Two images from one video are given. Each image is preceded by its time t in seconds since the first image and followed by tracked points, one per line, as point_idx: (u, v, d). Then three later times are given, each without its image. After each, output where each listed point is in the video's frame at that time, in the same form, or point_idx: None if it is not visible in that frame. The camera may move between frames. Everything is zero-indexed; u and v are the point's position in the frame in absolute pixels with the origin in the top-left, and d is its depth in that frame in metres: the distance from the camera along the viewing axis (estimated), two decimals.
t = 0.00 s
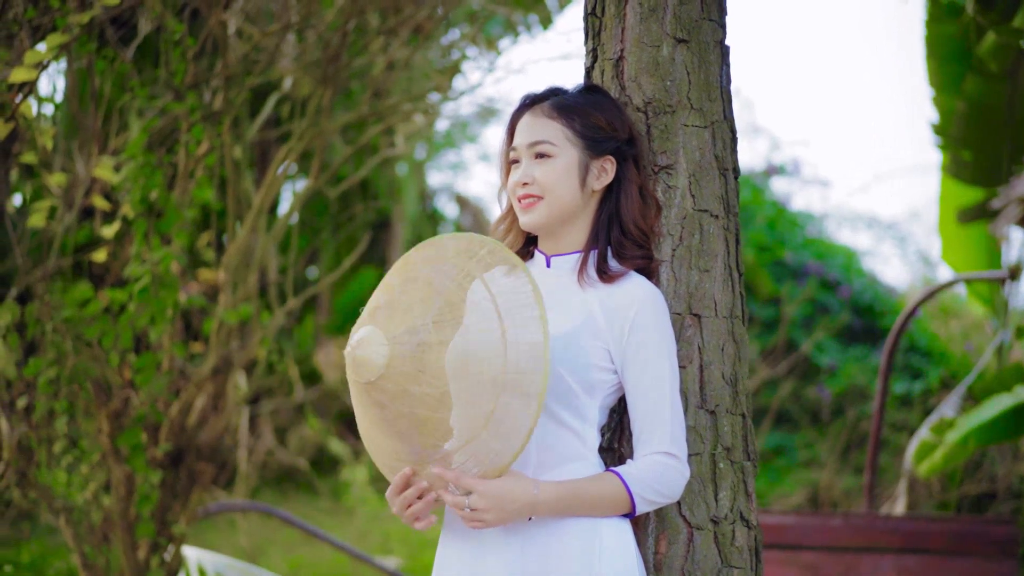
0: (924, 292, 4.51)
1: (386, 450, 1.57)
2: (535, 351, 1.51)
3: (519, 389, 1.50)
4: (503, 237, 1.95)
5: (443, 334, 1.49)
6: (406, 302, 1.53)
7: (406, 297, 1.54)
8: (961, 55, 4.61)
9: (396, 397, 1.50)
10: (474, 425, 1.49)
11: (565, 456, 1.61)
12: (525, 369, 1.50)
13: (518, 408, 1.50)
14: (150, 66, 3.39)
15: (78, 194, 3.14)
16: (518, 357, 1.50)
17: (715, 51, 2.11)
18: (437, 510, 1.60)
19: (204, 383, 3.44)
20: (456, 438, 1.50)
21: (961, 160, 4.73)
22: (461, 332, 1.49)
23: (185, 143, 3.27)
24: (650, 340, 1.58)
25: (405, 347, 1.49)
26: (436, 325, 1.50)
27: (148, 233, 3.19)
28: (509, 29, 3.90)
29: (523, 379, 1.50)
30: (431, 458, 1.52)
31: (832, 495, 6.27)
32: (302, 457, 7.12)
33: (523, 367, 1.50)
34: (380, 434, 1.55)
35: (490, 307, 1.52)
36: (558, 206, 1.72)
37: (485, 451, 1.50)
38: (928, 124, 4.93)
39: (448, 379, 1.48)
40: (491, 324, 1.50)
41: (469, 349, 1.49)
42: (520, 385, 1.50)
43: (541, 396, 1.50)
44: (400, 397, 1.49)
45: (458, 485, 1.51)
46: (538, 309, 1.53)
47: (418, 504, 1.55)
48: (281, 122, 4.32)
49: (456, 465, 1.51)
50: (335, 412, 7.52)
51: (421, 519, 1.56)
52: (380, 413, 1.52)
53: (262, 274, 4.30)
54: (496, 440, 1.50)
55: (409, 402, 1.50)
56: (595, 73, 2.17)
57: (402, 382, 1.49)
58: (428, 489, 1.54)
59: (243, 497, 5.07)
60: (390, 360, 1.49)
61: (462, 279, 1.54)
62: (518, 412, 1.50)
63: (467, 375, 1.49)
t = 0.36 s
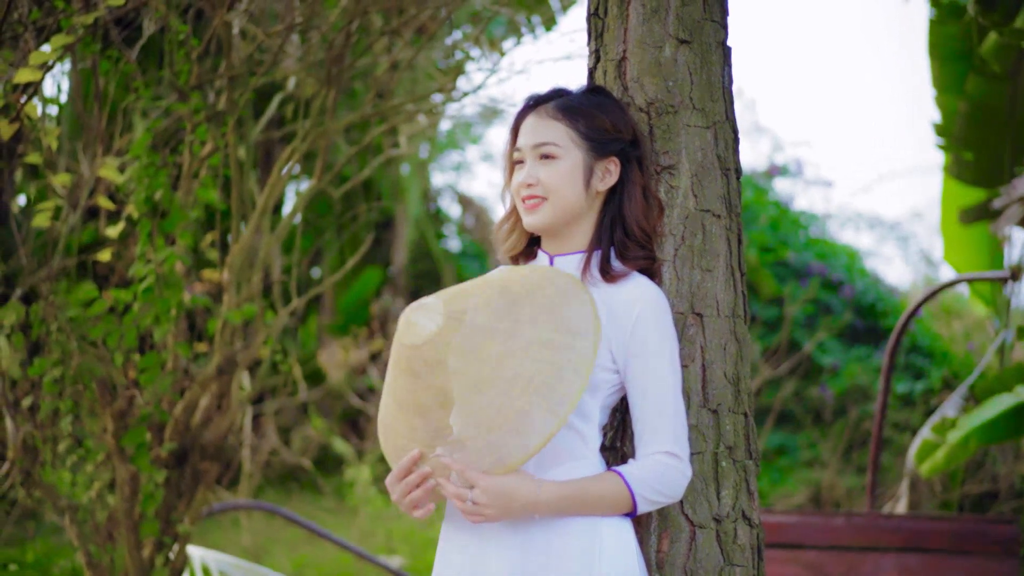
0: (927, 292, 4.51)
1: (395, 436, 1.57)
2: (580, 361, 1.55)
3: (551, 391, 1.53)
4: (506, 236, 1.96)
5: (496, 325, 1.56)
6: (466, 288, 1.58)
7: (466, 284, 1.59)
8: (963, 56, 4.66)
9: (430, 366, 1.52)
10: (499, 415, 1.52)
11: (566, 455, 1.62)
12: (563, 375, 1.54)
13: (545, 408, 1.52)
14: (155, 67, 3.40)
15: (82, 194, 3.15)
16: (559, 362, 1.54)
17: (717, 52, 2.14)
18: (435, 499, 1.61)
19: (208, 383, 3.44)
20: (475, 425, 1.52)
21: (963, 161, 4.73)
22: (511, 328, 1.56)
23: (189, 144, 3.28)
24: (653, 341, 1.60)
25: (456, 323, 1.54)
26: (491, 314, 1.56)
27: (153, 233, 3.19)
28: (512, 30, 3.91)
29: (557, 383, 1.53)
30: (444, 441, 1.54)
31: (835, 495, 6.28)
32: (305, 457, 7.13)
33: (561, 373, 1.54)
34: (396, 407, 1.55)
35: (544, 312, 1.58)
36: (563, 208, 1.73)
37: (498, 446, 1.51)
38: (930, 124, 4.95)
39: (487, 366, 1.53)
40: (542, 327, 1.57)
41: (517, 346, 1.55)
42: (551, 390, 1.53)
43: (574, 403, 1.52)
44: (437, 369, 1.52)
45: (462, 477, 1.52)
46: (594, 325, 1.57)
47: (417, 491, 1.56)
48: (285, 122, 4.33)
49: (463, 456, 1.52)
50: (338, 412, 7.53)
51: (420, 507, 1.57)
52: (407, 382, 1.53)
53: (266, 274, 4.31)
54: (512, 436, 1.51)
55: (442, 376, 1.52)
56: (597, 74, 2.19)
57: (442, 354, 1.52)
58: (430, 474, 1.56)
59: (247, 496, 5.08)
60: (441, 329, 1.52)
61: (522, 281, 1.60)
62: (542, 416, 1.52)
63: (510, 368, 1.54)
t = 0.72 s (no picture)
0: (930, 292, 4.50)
1: (396, 436, 1.59)
2: (581, 361, 1.55)
3: (550, 391, 1.53)
4: (509, 237, 1.97)
5: (497, 325, 1.57)
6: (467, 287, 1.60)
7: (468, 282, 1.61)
8: (964, 55, 4.66)
9: (429, 365, 1.54)
10: (498, 414, 1.52)
11: (567, 453, 1.62)
12: (563, 374, 1.54)
13: (545, 407, 1.52)
14: (157, 67, 3.41)
15: (85, 194, 3.16)
16: (559, 361, 1.55)
17: (719, 52, 2.21)
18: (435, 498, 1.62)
19: (211, 383, 3.43)
20: (475, 424, 1.53)
21: (964, 160, 4.73)
22: (512, 327, 1.57)
23: (192, 144, 3.28)
24: (655, 340, 1.60)
25: (456, 322, 1.56)
26: (491, 313, 1.57)
27: (155, 233, 3.19)
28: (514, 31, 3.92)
29: (557, 382, 1.53)
30: (444, 442, 1.55)
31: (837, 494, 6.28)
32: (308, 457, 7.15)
33: (562, 372, 1.54)
34: (397, 406, 1.57)
35: (544, 311, 1.58)
36: (568, 209, 1.74)
37: (498, 445, 1.52)
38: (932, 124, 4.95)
39: (487, 365, 1.54)
40: (543, 327, 1.57)
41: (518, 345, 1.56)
42: (551, 390, 1.53)
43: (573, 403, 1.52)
44: (437, 368, 1.54)
45: (463, 476, 1.52)
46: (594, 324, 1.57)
47: (418, 491, 1.57)
48: (289, 122, 4.33)
49: (463, 455, 1.53)
50: (341, 412, 7.54)
51: (421, 506, 1.58)
52: (407, 382, 1.56)
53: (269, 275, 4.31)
54: (512, 435, 1.52)
55: (441, 374, 1.54)
56: (599, 73, 2.25)
57: (441, 354, 1.54)
58: (430, 475, 1.56)
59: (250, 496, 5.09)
60: (440, 327, 1.55)
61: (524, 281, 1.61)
62: (543, 416, 1.52)
63: (509, 367, 1.55)
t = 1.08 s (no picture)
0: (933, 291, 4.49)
1: (395, 443, 1.57)
2: (569, 358, 1.55)
3: (542, 391, 1.53)
4: (512, 236, 1.96)
5: (482, 326, 1.54)
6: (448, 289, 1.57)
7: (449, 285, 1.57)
8: (968, 55, 4.65)
9: (418, 376, 1.52)
10: (492, 419, 1.52)
11: (567, 453, 1.62)
12: (553, 373, 1.54)
13: (538, 409, 1.52)
14: (160, 67, 3.41)
15: (87, 194, 3.16)
16: (548, 359, 1.54)
17: (721, 50, 2.22)
18: (439, 504, 1.59)
19: (213, 383, 3.42)
20: (470, 429, 1.52)
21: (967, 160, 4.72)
22: (497, 329, 1.54)
23: (194, 143, 3.27)
24: (657, 340, 1.59)
25: (439, 330, 1.53)
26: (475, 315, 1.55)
27: (157, 232, 3.18)
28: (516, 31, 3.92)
29: (548, 381, 1.53)
30: (442, 450, 1.53)
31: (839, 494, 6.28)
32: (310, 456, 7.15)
33: (552, 371, 1.54)
34: (392, 416, 1.55)
35: (530, 310, 1.57)
36: (573, 209, 1.74)
37: (496, 449, 1.52)
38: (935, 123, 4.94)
39: (476, 369, 1.52)
40: (529, 325, 1.56)
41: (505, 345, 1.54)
42: (542, 389, 1.53)
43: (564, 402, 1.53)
44: (427, 379, 1.51)
45: (464, 483, 1.52)
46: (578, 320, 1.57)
47: (421, 498, 1.54)
48: (291, 122, 4.33)
49: (462, 461, 1.52)
50: (344, 411, 7.54)
51: (424, 513, 1.55)
52: (396, 391, 1.54)
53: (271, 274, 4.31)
54: (509, 438, 1.52)
55: (431, 384, 1.51)
56: (602, 72, 2.26)
57: (429, 363, 1.52)
58: (431, 482, 1.54)
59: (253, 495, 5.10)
60: (426, 337, 1.52)
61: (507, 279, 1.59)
62: (535, 416, 1.52)
63: (499, 369, 1.53)
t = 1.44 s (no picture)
0: (936, 291, 4.48)
1: (391, 456, 1.54)
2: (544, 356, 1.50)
3: (524, 393, 1.48)
4: (514, 235, 1.96)
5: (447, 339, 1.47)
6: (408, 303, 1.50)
7: (410, 299, 1.50)
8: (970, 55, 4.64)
9: (396, 403, 1.47)
10: (478, 429, 1.47)
11: (567, 454, 1.62)
12: (532, 374, 1.49)
13: (523, 413, 1.48)
14: (161, 67, 3.41)
15: (89, 194, 3.16)
16: (525, 360, 1.49)
17: (723, 49, 2.22)
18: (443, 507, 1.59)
19: (215, 383, 3.41)
20: (459, 442, 1.48)
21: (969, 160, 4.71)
22: (464, 340, 1.47)
23: (195, 143, 3.27)
24: (658, 340, 1.59)
25: (406, 354, 1.47)
26: (440, 329, 1.47)
27: (158, 232, 3.17)
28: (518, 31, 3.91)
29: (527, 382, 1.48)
30: (437, 462, 1.50)
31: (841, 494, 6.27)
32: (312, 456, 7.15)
33: (531, 372, 1.49)
34: (382, 437, 1.53)
35: (496, 312, 1.49)
36: (578, 209, 1.73)
37: (489, 456, 1.49)
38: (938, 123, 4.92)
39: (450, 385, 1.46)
40: (497, 329, 1.48)
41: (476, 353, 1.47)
42: (524, 392, 1.48)
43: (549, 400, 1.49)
44: (405, 404, 1.47)
45: (463, 490, 1.51)
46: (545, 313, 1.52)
47: (427, 506, 1.54)
48: (293, 121, 4.33)
49: (459, 470, 1.50)
50: (346, 411, 7.54)
51: (428, 518, 1.56)
52: (383, 418, 1.50)
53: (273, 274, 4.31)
54: (501, 445, 1.49)
55: (410, 409, 1.47)
56: (603, 70, 2.26)
57: (403, 390, 1.47)
58: (435, 491, 1.52)
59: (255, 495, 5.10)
60: (394, 365, 1.47)
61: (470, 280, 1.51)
62: (522, 418, 1.49)
63: (473, 381, 1.46)
